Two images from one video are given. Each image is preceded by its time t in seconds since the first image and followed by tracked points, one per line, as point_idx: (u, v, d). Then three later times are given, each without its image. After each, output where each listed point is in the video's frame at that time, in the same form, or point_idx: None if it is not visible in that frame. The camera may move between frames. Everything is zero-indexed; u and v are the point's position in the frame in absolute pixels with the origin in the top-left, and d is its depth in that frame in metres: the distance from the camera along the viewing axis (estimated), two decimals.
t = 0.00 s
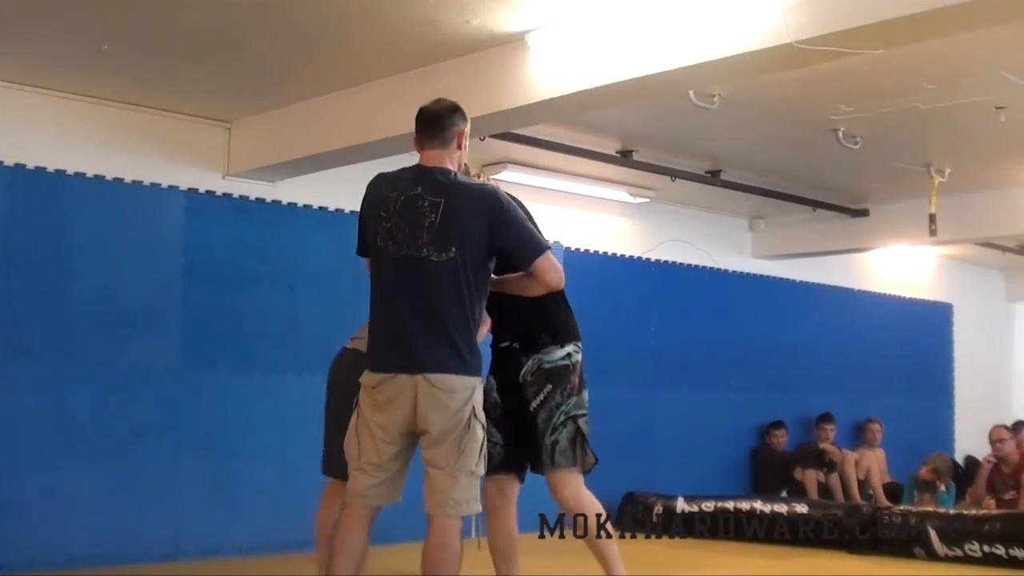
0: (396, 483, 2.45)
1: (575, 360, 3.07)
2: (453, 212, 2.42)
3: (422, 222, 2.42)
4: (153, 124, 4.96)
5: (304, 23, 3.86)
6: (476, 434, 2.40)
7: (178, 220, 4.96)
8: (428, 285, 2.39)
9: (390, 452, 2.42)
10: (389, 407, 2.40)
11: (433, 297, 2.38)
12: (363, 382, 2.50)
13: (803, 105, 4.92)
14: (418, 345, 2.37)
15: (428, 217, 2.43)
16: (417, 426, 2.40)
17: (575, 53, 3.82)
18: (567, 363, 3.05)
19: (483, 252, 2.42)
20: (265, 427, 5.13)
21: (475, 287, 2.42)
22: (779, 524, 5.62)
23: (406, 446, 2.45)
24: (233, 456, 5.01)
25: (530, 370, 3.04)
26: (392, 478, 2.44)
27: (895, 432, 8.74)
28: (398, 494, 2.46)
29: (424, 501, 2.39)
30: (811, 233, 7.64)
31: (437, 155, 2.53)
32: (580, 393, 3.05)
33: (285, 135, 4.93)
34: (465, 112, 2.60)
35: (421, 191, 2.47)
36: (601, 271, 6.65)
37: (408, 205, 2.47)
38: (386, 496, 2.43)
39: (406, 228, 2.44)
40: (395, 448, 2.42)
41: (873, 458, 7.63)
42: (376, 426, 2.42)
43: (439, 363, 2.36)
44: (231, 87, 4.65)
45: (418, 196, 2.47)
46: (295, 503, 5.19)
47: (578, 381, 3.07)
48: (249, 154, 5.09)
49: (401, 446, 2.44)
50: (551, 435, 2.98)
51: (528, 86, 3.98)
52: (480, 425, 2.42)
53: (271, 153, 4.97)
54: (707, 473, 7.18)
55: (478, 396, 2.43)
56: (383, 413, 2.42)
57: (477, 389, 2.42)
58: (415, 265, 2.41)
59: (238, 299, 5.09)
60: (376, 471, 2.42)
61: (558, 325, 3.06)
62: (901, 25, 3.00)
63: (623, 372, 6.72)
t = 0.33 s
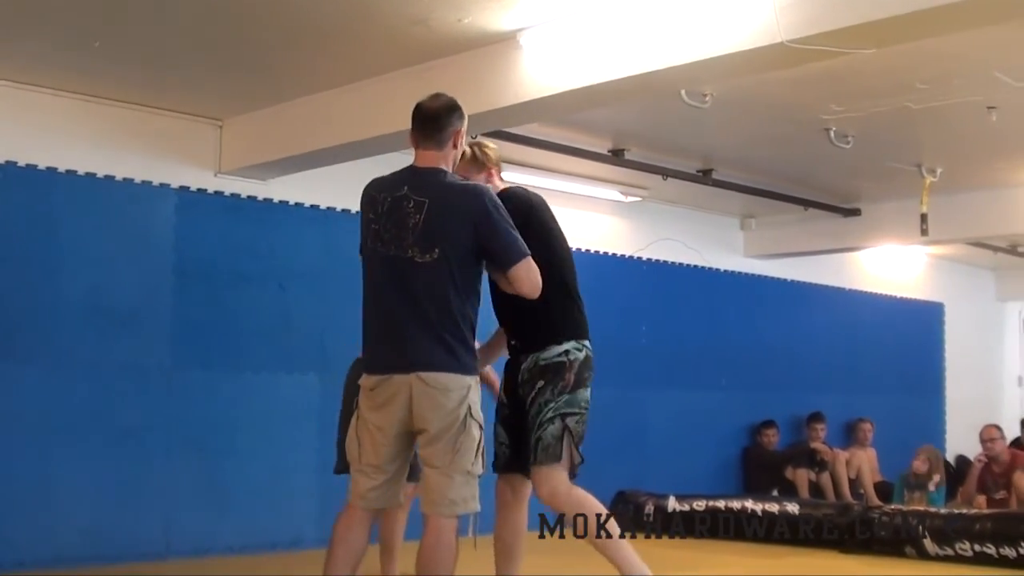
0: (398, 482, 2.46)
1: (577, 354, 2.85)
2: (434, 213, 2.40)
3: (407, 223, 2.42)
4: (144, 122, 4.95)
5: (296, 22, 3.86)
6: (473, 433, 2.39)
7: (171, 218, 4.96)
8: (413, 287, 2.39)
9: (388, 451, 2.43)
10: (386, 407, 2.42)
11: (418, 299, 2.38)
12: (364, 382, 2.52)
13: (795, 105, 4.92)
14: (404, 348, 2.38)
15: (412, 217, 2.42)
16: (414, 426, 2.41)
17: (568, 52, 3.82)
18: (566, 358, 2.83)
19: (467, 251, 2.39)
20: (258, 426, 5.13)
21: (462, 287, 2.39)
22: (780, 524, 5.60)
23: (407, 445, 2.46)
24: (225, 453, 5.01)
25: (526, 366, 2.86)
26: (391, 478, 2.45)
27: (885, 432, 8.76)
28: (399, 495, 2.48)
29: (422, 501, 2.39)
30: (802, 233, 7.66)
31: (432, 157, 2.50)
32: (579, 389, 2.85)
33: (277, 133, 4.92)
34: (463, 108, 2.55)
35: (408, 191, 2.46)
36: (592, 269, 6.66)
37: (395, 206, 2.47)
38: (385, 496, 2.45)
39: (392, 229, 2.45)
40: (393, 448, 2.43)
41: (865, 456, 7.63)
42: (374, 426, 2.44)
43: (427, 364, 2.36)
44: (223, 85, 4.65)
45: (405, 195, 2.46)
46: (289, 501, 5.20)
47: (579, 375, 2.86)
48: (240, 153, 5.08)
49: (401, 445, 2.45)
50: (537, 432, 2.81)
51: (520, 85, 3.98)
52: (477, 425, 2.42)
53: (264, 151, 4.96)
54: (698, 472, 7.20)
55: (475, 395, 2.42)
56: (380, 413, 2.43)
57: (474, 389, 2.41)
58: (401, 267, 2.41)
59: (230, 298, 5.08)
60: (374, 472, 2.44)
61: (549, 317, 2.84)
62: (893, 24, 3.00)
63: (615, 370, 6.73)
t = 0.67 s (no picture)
0: (401, 483, 2.47)
1: (591, 372, 2.80)
2: (409, 205, 2.43)
3: (385, 220, 2.45)
4: (134, 120, 4.94)
5: (288, 20, 3.86)
6: (454, 432, 2.36)
7: (162, 216, 4.95)
8: (392, 282, 2.41)
9: (383, 451, 2.45)
10: (375, 408, 2.44)
11: (397, 292, 2.40)
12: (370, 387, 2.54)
13: (786, 106, 4.93)
14: (386, 343, 2.40)
15: (389, 214, 2.45)
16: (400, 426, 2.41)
17: (559, 52, 3.82)
18: (577, 376, 2.79)
19: (444, 238, 2.40)
20: (248, 425, 5.12)
21: (441, 275, 2.40)
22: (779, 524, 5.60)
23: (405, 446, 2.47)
24: (214, 452, 5.00)
25: (540, 381, 2.83)
26: (392, 478, 2.46)
27: (875, 432, 8.78)
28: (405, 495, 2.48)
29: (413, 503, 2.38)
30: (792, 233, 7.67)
31: (410, 156, 2.53)
32: (591, 409, 2.80)
33: (267, 131, 4.92)
34: (443, 107, 2.56)
35: (387, 189, 2.50)
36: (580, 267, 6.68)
37: (375, 206, 2.50)
38: (390, 496, 2.46)
39: (373, 230, 2.48)
40: (388, 449, 2.45)
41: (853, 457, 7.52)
42: (369, 427, 2.46)
43: (406, 360, 2.36)
44: (214, 83, 4.64)
45: (384, 194, 2.50)
46: (278, 500, 5.20)
47: (593, 396, 2.80)
48: (231, 152, 5.08)
49: (396, 447, 2.46)
50: (541, 452, 2.80)
51: (512, 85, 3.98)
52: (461, 424, 2.38)
53: (255, 149, 4.96)
54: (688, 472, 7.21)
55: (459, 394, 2.39)
56: (371, 415, 2.45)
57: (457, 387, 2.38)
58: (381, 263, 2.44)
59: (219, 297, 5.07)
60: (372, 473, 2.46)
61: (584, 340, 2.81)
62: (882, 25, 3.01)
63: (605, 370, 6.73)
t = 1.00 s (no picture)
0: (360, 477, 2.40)
1: (604, 360, 2.44)
2: (370, 201, 2.34)
3: (343, 217, 2.37)
4: (101, 116, 4.92)
5: (258, 15, 3.84)
6: (409, 425, 2.28)
7: (129, 211, 4.93)
8: (344, 278, 2.32)
9: (339, 446, 2.38)
10: (324, 403, 2.35)
11: (349, 289, 2.31)
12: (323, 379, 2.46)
13: (755, 105, 4.96)
14: (339, 340, 2.32)
15: (348, 210, 2.36)
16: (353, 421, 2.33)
17: (530, 49, 3.83)
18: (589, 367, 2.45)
19: (403, 235, 2.31)
20: (214, 422, 5.11)
21: (399, 273, 2.31)
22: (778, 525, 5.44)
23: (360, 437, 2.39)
24: (180, 451, 4.98)
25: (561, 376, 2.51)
26: (347, 473, 2.38)
27: (842, 429, 8.83)
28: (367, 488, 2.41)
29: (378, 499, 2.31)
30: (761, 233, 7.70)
31: (366, 158, 2.47)
32: (608, 397, 2.43)
33: (234, 127, 4.91)
34: (395, 106, 2.51)
35: (350, 186, 2.42)
36: (547, 265, 6.69)
37: (335, 203, 2.42)
38: (348, 492, 2.38)
39: (331, 225, 2.39)
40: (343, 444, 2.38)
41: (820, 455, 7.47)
42: (322, 423, 2.38)
43: (353, 355, 2.29)
44: (183, 78, 4.61)
45: (345, 191, 2.41)
46: (246, 497, 5.19)
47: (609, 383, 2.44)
48: (199, 148, 5.07)
49: (350, 439, 2.38)
50: (566, 448, 2.46)
51: (482, 81, 3.98)
52: (417, 418, 2.31)
53: (221, 146, 4.95)
54: (656, 469, 7.23)
55: (413, 389, 2.31)
56: (321, 410, 2.37)
57: (410, 381, 2.30)
58: (336, 259, 2.35)
59: (184, 293, 5.05)
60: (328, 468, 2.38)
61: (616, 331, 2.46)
62: (853, 24, 3.01)
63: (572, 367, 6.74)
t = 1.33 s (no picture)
0: (345, 470, 2.45)
1: (601, 354, 2.53)
2: (383, 202, 2.37)
3: (354, 216, 2.39)
4: (78, 113, 4.90)
5: (239, 12, 3.83)
6: (402, 423, 2.32)
7: (106, 209, 4.91)
8: (352, 275, 2.35)
9: (323, 441, 2.43)
10: (313, 400, 2.41)
11: (357, 287, 2.34)
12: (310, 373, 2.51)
13: (735, 104, 4.96)
14: (339, 334, 2.34)
15: (359, 210, 2.39)
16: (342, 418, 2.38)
17: (509, 48, 3.83)
18: (588, 359, 2.54)
19: (409, 239, 2.35)
20: (192, 421, 5.09)
21: (401, 279, 2.35)
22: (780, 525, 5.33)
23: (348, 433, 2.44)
24: (158, 449, 4.97)
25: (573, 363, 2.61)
26: (335, 469, 2.43)
27: (820, 428, 8.86)
28: (350, 482, 2.47)
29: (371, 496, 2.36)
30: (739, 231, 7.71)
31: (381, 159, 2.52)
32: (601, 392, 2.51)
33: (212, 124, 4.90)
34: (410, 113, 2.56)
35: (361, 186, 2.44)
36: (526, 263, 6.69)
37: (346, 201, 2.44)
38: (333, 487, 2.43)
39: (340, 223, 2.42)
40: (329, 439, 2.43)
41: (799, 453, 7.52)
42: (310, 418, 2.44)
43: (348, 353, 2.32)
44: (161, 75, 4.59)
45: (356, 190, 2.44)
46: (224, 495, 5.17)
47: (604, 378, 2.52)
48: (176, 146, 5.05)
49: (336, 436, 2.43)
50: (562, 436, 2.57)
51: (460, 79, 3.97)
52: (409, 418, 2.34)
53: (201, 143, 4.93)
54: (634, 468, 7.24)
55: (404, 388, 2.34)
56: (310, 406, 2.42)
57: (400, 381, 2.34)
58: (342, 256, 2.38)
59: (163, 292, 5.05)
60: (313, 463, 2.43)
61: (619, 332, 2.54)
62: (833, 24, 3.03)
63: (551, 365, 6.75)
